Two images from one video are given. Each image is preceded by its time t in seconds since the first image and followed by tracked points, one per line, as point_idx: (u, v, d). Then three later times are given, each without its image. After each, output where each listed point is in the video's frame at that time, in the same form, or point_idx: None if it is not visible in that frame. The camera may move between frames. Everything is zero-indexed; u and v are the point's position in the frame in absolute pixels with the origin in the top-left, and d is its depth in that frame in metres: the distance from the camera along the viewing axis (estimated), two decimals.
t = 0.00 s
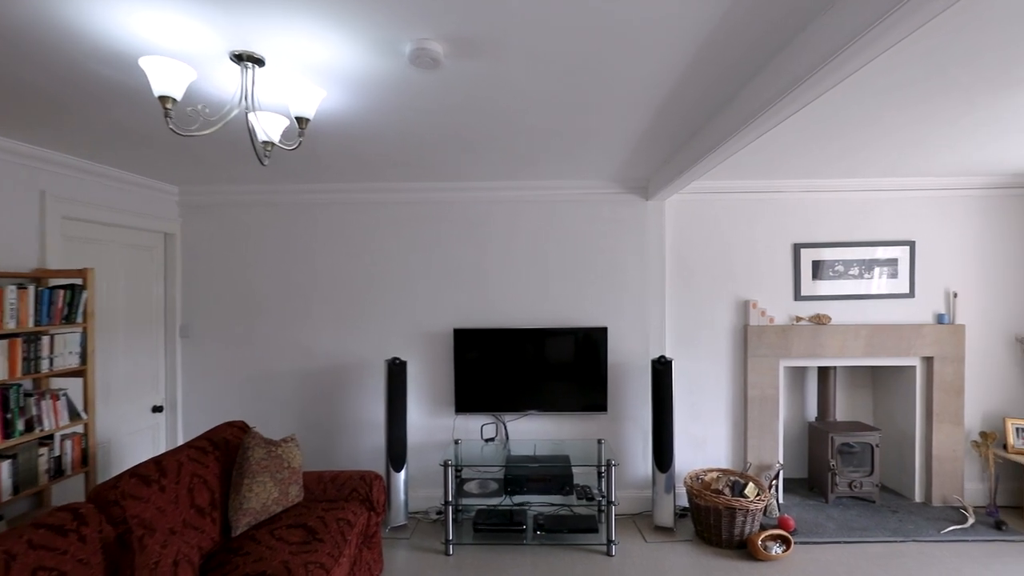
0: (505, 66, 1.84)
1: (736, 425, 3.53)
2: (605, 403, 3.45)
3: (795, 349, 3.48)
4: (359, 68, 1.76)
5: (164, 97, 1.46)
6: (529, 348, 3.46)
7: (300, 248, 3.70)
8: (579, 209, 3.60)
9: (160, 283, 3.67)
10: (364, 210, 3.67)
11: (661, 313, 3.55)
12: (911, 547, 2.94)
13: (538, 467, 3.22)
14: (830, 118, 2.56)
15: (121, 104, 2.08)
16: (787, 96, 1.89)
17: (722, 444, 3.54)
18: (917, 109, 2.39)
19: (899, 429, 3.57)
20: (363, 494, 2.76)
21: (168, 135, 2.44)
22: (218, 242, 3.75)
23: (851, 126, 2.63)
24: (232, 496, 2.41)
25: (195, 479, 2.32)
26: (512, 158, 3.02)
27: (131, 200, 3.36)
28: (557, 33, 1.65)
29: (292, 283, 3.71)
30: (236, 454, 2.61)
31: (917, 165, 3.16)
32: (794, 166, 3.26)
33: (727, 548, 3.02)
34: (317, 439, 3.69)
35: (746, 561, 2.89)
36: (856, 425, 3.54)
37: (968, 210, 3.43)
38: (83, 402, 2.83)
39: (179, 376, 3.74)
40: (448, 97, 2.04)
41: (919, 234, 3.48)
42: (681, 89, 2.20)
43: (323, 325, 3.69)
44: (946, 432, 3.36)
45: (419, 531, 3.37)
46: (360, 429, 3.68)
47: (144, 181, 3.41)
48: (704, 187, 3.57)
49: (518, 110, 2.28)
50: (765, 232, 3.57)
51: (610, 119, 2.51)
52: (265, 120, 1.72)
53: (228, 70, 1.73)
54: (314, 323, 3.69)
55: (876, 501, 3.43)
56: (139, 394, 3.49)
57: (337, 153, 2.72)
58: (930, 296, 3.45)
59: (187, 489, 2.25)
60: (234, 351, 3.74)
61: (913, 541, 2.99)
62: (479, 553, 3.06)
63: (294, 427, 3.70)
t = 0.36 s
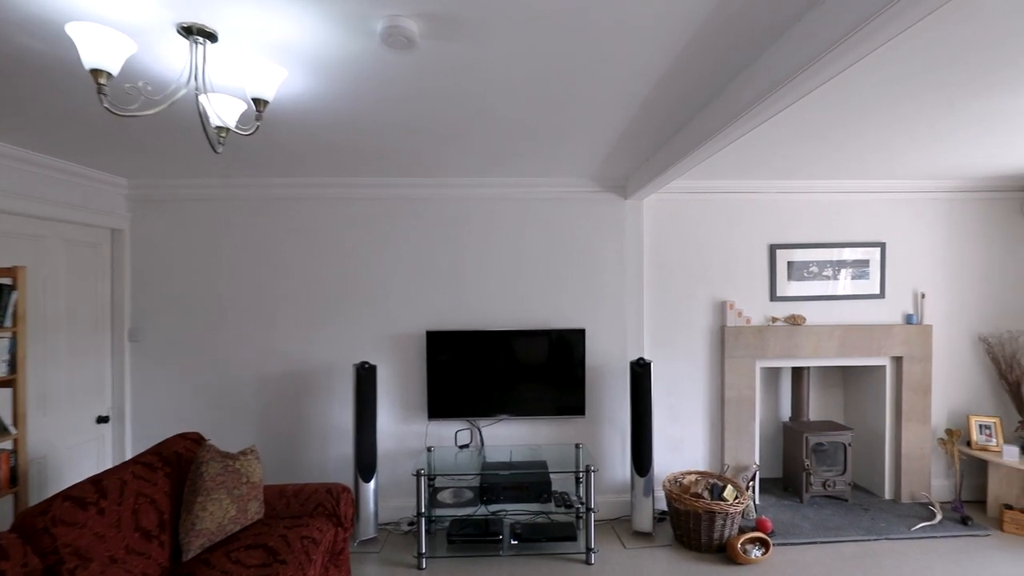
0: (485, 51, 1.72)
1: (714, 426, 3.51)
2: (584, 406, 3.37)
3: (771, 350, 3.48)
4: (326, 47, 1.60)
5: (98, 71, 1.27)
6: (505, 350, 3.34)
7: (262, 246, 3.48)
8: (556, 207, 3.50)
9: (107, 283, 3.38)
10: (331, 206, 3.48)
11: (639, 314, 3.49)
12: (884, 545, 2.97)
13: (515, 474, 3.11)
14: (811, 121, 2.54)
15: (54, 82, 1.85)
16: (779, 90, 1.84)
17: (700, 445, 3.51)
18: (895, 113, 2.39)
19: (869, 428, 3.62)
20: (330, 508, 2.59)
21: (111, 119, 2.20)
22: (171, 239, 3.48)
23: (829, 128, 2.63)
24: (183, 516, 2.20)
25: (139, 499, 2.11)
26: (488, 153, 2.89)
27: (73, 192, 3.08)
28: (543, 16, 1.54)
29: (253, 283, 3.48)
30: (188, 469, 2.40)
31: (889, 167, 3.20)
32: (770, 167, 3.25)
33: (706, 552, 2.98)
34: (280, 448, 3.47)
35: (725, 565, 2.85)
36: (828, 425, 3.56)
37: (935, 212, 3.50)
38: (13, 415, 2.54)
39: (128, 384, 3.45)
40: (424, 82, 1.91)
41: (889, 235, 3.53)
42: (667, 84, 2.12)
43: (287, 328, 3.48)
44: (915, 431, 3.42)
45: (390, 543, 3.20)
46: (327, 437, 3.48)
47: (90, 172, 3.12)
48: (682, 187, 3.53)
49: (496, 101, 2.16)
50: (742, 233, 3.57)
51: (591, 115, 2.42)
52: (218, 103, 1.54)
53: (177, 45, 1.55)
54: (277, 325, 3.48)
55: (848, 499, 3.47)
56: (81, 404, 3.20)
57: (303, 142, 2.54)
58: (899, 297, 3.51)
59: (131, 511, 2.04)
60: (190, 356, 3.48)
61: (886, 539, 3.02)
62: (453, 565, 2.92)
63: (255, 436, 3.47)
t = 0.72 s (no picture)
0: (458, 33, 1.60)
1: (684, 427, 3.50)
2: (555, 409, 3.29)
3: (740, 350, 3.51)
4: (282, 19, 1.45)
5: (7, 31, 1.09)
6: (475, 353, 3.23)
7: (213, 242, 3.23)
8: (527, 205, 3.42)
9: (36, 281, 3.06)
10: (290, 201, 3.27)
11: (611, 315, 3.45)
12: (848, 541, 3.02)
13: (485, 481, 3.00)
14: (783, 122, 2.55)
15: None
16: (760, 85, 1.80)
17: (670, 446, 3.49)
18: (863, 116, 2.42)
19: (832, 426, 3.70)
20: (286, 523, 2.41)
21: (36, 94, 1.96)
22: (111, 234, 3.19)
23: (800, 131, 2.64)
24: (117, 540, 1.99)
25: (65, 523, 1.88)
26: (459, 146, 2.77)
27: None
28: None
29: (203, 281, 3.23)
30: (125, 485, 2.17)
31: (853, 171, 3.27)
32: (740, 169, 3.26)
33: (678, 554, 2.95)
34: (233, 459, 3.24)
35: (696, 566, 2.83)
36: (794, 424, 3.62)
37: (893, 216, 3.61)
38: None
39: (59, 392, 3.14)
40: (391, 64, 1.77)
41: (850, 238, 3.62)
42: (645, 79, 2.06)
43: (241, 330, 3.25)
44: (874, 428, 3.51)
45: (352, 557, 3.03)
46: (285, 446, 3.27)
47: (16, 158, 2.81)
48: (653, 187, 3.51)
49: (469, 90, 2.05)
50: (711, 234, 3.58)
51: (565, 110, 2.34)
52: (157, 77, 1.36)
53: (108, 8, 1.37)
54: (230, 327, 3.24)
55: (812, 497, 3.52)
56: (6, 415, 2.87)
57: (258, 127, 2.35)
58: (861, 298, 3.60)
59: (55, 538, 1.82)
60: (131, 361, 3.20)
61: (849, 535, 3.07)
62: None
63: (204, 446, 3.23)
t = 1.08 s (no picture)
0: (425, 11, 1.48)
1: (653, 427, 3.49)
2: (524, 412, 3.21)
3: (707, 349, 3.53)
4: None
5: None
6: (441, 355, 3.10)
7: (153, 237, 2.97)
8: (496, 202, 3.32)
9: None
10: (240, 194, 3.05)
11: (580, 315, 3.39)
12: (812, 535, 3.07)
13: (452, 489, 2.87)
14: (751, 122, 2.55)
15: None
16: (736, 81, 1.76)
17: (639, 447, 3.47)
18: (829, 117, 2.45)
19: (793, 422, 3.78)
20: (236, 542, 2.22)
21: None
22: (33, 227, 2.87)
23: (768, 130, 2.66)
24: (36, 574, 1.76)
25: None
26: (425, 138, 2.64)
27: None
28: None
29: (142, 280, 2.96)
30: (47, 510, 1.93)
31: (814, 173, 3.35)
32: (708, 168, 3.27)
33: (649, 556, 2.92)
34: (177, 473, 2.99)
35: (667, 568, 2.81)
36: (758, 421, 3.67)
37: (850, 217, 3.73)
38: None
39: None
40: (351, 43, 1.63)
41: (811, 239, 3.71)
42: (619, 73, 2.00)
43: (186, 333, 2.99)
44: (834, 424, 3.60)
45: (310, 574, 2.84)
46: (235, 457, 3.04)
47: None
48: (623, 185, 3.48)
49: (435, 77, 1.93)
50: (679, 234, 3.58)
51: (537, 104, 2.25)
52: (75, 46, 1.18)
53: None
54: (172, 330, 2.98)
55: (776, 492, 3.58)
56: None
57: (203, 111, 2.14)
58: (820, 297, 3.69)
59: None
60: (57, 368, 2.89)
61: (813, 529, 3.12)
62: None
63: (144, 460, 2.96)
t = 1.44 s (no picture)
0: None
1: (619, 427, 3.46)
2: (490, 415, 3.10)
3: (672, 349, 3.53)
4: None
5: None
6: (403, 357, 2.96)
7: (78, 228, 2.65)
8: (462, 198, 3.20)
9: None
10: (181, 183, 2.78)
11: (548, 314, 3.32)
12: (774, 531, 3.11)
13: (416, 498, 2.74)
14: (720, 120, 2.55)
15: None
16: (713, 75, 1.71)
17: (606, 448, 3.43)
18: (794, 117, 2.48)
19: (754, 420, 3.85)
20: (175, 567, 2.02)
21: None
22: None
23: (737, 129, 2.66)
24: None
25: None
26: (387, 128, 2.49)
27: None
28: None
29: (65, 276, 2.65)
30: None
31: (775, 175, 3.41)
32: (675, 167, 3.27)
33: (618, 559, 2.87)
34: (107, 489, 2.70)
35: (635, 571, 2.77)
36: (720, 419, 3.71)
37: (807, 220, 3.83)
38: None
39: None
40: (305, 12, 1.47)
41: (771, 240, 3.78)
42: (592, 63, 1.92)
43: (117, 335, 2.71)
44: (792, 421, 3.69)
45: None
46: (175, 471, 2.79)
47: None
48: (590, 183, 3.44)
49: (399, 58, 1.79)
50: (645, 233, 3.58)
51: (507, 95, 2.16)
52: None
53: None
54: (101, 332, 2.69)
55: (738, 489, 3.63)
56: None
57: (135, 85, 1.92)
58: (780, 297, 3.77)
59: None
60: None
61: (776, 525, 3.16)
62: None
63: (67, 478, 2.65)
